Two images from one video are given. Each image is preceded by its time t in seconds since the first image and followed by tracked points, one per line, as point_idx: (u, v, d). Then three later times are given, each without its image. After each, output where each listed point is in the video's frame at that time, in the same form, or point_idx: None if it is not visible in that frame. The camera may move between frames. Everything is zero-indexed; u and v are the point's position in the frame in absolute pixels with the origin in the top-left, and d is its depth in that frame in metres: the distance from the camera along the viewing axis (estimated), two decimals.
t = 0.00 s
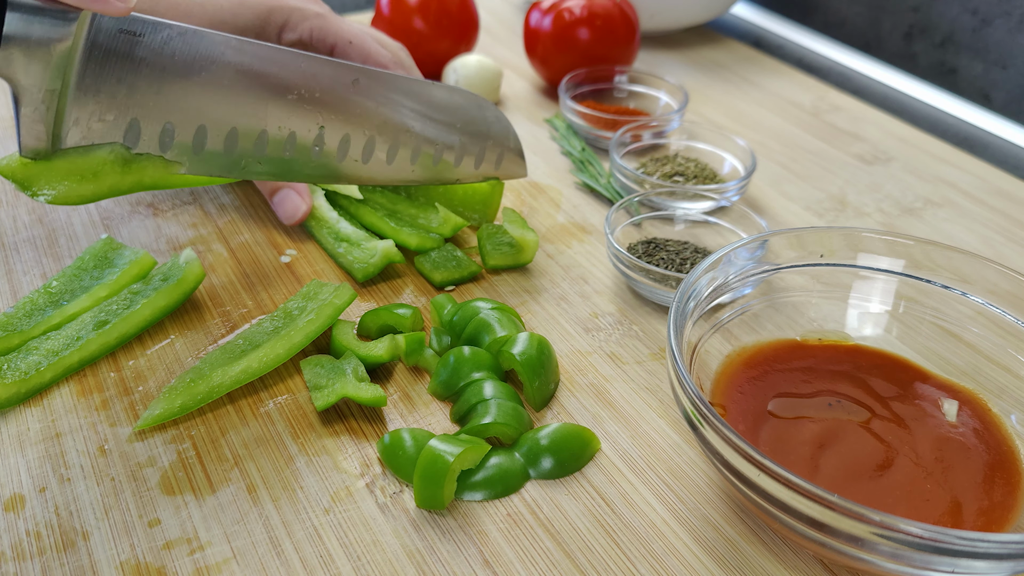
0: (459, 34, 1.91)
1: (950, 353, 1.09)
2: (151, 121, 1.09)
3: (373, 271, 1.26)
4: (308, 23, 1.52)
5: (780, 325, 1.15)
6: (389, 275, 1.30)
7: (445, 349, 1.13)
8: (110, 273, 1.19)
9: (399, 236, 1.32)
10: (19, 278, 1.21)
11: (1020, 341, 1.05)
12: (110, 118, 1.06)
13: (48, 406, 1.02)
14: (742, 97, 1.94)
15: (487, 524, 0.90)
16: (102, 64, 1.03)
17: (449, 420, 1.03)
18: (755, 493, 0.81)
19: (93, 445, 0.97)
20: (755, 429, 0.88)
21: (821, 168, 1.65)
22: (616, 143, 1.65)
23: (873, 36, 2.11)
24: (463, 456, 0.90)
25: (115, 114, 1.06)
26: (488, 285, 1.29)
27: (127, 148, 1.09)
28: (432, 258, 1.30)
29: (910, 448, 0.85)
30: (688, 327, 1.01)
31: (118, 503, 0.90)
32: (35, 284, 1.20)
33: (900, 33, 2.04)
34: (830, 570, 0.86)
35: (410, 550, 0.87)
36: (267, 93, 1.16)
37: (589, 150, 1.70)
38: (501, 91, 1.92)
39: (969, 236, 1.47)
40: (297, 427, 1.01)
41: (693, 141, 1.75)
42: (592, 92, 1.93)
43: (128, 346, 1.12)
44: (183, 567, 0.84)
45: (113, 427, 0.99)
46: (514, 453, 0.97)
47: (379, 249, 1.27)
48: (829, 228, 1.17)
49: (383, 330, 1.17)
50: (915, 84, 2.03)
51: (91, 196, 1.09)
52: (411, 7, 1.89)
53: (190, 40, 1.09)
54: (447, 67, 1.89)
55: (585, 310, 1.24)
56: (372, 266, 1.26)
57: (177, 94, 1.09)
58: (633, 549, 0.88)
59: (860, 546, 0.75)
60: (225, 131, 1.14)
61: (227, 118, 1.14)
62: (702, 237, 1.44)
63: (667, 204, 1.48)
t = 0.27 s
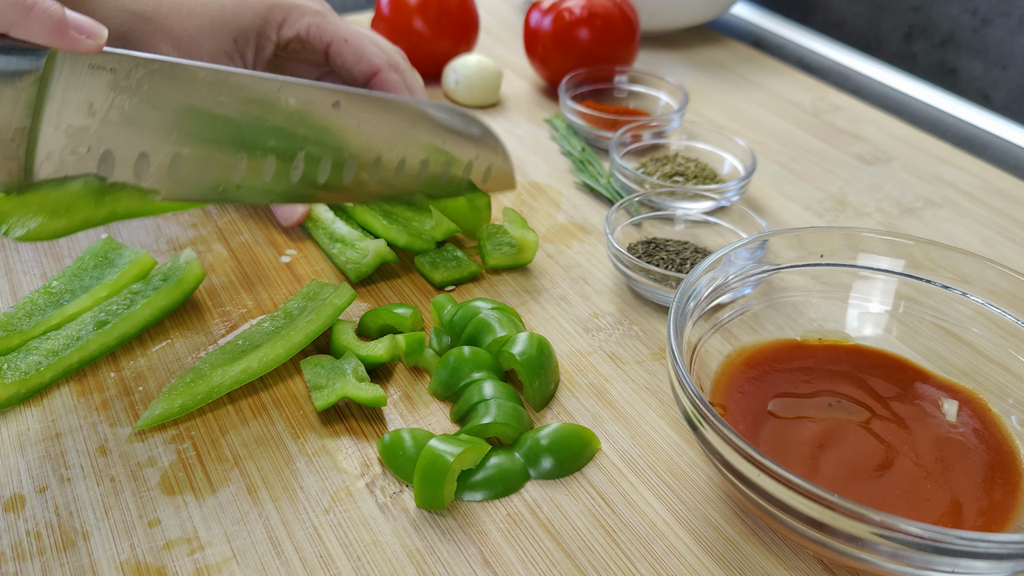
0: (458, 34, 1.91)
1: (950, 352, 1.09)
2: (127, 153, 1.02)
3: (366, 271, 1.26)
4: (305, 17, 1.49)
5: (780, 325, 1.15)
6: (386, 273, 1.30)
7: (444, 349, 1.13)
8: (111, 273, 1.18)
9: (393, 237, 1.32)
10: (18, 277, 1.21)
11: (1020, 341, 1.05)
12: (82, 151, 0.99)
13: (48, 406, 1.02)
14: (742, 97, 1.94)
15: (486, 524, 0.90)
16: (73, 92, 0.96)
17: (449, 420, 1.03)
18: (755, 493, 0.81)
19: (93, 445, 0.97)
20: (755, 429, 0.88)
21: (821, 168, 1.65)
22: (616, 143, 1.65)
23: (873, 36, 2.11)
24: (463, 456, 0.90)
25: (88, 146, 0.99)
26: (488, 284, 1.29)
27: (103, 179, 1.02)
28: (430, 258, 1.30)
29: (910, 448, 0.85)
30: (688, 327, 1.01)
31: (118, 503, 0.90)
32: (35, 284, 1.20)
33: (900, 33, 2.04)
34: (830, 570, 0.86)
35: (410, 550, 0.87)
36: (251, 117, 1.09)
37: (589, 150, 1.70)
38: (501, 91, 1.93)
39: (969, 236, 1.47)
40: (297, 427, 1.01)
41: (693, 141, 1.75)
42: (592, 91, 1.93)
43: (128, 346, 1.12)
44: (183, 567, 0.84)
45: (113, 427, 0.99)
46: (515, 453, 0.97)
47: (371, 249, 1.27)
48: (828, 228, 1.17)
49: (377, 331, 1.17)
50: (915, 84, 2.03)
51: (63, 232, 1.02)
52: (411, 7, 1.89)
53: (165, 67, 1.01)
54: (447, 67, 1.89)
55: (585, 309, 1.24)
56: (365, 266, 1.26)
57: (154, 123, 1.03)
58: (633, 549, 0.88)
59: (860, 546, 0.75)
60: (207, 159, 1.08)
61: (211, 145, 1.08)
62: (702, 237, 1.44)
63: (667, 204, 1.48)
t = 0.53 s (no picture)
0: (458, 34, 1.91)
1: (950, 352, 1.09)
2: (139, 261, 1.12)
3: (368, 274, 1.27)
4: (299, 19, 1.42)
5: (780, 325, 1.14)
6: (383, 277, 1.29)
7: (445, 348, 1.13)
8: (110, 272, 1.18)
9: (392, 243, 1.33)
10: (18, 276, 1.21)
11: (1020, 341, 1.05)
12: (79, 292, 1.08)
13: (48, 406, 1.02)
14: (742, 97, 1.94)
15: (486, 524, 0.90)
16: (72, 238, 1.06)
17: (449, 420, 1.03)
18: (755, 493, 0.81)
19: (93, 445, 0.97)
20: (755, 429, 0.88)
21: (821, 168, 1.65)
22: (616, 143, 1.65)
23: (873, 36, 2.11)
24: (462, 457, 0.90)
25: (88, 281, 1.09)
26: (488, 285, 1.29)
27: (120, 292, 1.12)
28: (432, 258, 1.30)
29: (910, 448, 0.85)
30: (688, 327, 1.01)
31: (118, 503, 0.90)
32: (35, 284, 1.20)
33: (900, 33, 2.04)
34: (830, 570, 0.86)
35: (410, 550, 0.87)
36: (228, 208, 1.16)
37: (590, 150, 1.70)
38: (501, 91, 1.93)
39: (969, 236, 1.47)
40: (298, 427, 1.01)
41: (693, 141, 1.75)
42: (592, 92, 1.93)
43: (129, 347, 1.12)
44: (182, 567, 0.84)
45: (112, 427, 0.99)
46: (515, 453, 0.97)
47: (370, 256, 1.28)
48: (828, 228, 1.17)
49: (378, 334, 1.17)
50: (915, 84, 2.03)
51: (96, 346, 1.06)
52: (411, 7, 1.89)
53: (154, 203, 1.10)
54: (447, 67, 1.89)
55: (585, 310, 1.24)
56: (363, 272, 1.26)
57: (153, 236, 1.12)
58: (632, 549, 0.88)
59: (860, 546, 0.75)
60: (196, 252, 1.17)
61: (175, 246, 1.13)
62: (702, 237, 1.44)
63: (667, 204, 1.48)
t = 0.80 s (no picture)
0: (458, 34, 1.91)
1: (950, 352, 1.09)
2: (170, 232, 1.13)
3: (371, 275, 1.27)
4: (276, 12, 1.43)
5: (780, 325, 1.14)
6: (387, 276, 1.30)
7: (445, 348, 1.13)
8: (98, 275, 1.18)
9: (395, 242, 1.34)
10: (18, 276, 1.21)
11: (1020, 341, 1.05)
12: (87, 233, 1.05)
13: (48, 407, 1.01)
14: (742, 97, 1.94)
15: (487, 524, 0.90)
16: (118, 195, 1.06)
17: (449, 420, 1.03)
18: (755, 493, 0.81)
19: (93, 445, 0.97)
20: (755, 429, 0.88)
21: (821, 168, 1.65)
22: (616, 143, 1.65)
23: (873, 36, 2.11)
24: (463, 456, 0.90)
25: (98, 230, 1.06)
26: (488, 285, 1.29)
27: (154, 255, 1.13)
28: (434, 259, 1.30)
29: (910, 448, 0.85)
30: (688, 327, 1.01)
31: (118, 503, 0.90)
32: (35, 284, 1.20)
33: (900, 33, 2.04)
34: (830, 570, 0.86)
35: (410, 550, 0.87)
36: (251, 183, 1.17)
37: (590, 150, 1.70)
38: (501, 91, 1.93)
39: (969, 236, 1.47)
40: (298, 427, 1.01)
41: (693, 141, 1.75)
42: (592, 91, 1.93)
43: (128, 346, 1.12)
44: (182, 567, 0.84)
45: (112, 427, 0.99)
46: (515, 453, 0.97)
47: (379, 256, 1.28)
48: (828, 228, 1.17)
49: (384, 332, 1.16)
50: (915, 84, 2.03)
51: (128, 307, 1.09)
52: (411, 7, 1.89)
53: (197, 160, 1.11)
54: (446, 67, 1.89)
55: (585, 310, 1.24)
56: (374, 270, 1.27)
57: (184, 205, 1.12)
58: (632, 549, 0.88)
59: (860, 546, 0.75)
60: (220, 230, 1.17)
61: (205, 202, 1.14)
62: (702, 237, 1.44)
63: (667, 204, 1.48)
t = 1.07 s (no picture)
0: (458, 34, 1.91)
1: (951, 352, 1.09)
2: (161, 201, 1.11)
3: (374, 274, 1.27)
4: None
5: (781, 325, 1.15)
6: (387, 275, 1.30)
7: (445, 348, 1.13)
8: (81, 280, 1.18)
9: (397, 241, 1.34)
10: (17, 276, 1.21)
11: (1021, 341, 1.05)
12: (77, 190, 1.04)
13: (49, 407, 1.02)
14: (742, 97, 1.94)
15: (487, 524, 0.90)
16: (113, 157, 1.05)
17: (449, 420, 1.03)
18: (755, 493, 0.81)
19: (93, 445, 0.97)
20: (755, 429, 0.88)
21: (821, 168, 1.65)
22: (616, 143, 1.65)
23: (873, 36, 2.11)
24: (463, 456, 0.90)
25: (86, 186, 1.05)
26: (488, 284, 1.29)
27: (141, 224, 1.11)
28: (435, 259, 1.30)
29: (910, 448, 0.85)
30: (688, 327, 1.01)
31: (118, 503, 0.90)
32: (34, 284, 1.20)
33: (900, 33, 2.04)
34: (830, 570, 0.86)
35: (410, 550, 0.87)
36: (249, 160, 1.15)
37: (589, 150, 1.70)
38: (501, 91, 1.92)
39: (969, 236, 1.47)
40: (298, 427, 1.01)
41: (693, 141, 1.75)
42: (592, 92, 1.93)
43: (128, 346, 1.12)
44: (183, 567, 0.84)
45: (112, 427, 0.99)
46: (515, 453, 0.97)
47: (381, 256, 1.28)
48: (828, 228, 1.17)
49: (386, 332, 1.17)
50: (915, 84, 2.03)
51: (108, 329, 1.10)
52: (411, 7, 1.89)
53: (198, 128, 1.09)
54: (447, 67, 1.89)
55: (585, 310, 1.24)
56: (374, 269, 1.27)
57: (180, 175, 1.11)
58: (632, 549, 0.88)
59: (860, 546, 0.75)
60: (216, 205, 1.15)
61: (204, 181, 1.12)
62: (702, 237, 1.44)
63: (667, 204, 1.48)
